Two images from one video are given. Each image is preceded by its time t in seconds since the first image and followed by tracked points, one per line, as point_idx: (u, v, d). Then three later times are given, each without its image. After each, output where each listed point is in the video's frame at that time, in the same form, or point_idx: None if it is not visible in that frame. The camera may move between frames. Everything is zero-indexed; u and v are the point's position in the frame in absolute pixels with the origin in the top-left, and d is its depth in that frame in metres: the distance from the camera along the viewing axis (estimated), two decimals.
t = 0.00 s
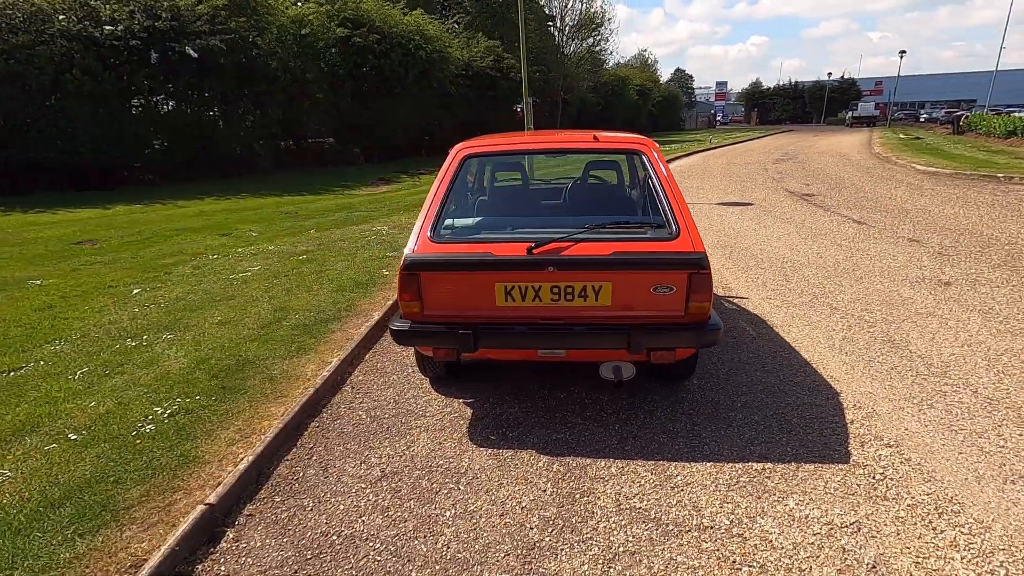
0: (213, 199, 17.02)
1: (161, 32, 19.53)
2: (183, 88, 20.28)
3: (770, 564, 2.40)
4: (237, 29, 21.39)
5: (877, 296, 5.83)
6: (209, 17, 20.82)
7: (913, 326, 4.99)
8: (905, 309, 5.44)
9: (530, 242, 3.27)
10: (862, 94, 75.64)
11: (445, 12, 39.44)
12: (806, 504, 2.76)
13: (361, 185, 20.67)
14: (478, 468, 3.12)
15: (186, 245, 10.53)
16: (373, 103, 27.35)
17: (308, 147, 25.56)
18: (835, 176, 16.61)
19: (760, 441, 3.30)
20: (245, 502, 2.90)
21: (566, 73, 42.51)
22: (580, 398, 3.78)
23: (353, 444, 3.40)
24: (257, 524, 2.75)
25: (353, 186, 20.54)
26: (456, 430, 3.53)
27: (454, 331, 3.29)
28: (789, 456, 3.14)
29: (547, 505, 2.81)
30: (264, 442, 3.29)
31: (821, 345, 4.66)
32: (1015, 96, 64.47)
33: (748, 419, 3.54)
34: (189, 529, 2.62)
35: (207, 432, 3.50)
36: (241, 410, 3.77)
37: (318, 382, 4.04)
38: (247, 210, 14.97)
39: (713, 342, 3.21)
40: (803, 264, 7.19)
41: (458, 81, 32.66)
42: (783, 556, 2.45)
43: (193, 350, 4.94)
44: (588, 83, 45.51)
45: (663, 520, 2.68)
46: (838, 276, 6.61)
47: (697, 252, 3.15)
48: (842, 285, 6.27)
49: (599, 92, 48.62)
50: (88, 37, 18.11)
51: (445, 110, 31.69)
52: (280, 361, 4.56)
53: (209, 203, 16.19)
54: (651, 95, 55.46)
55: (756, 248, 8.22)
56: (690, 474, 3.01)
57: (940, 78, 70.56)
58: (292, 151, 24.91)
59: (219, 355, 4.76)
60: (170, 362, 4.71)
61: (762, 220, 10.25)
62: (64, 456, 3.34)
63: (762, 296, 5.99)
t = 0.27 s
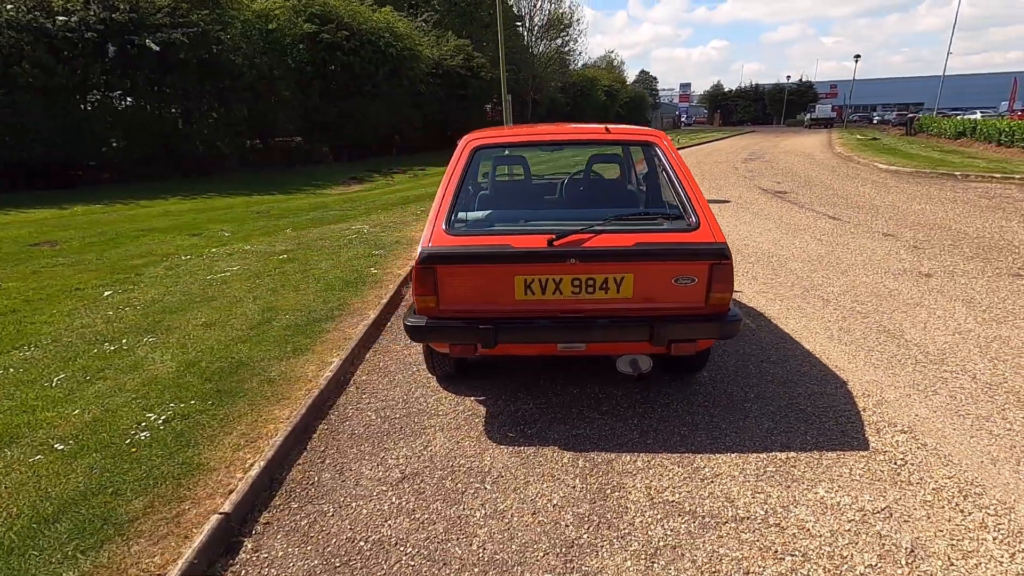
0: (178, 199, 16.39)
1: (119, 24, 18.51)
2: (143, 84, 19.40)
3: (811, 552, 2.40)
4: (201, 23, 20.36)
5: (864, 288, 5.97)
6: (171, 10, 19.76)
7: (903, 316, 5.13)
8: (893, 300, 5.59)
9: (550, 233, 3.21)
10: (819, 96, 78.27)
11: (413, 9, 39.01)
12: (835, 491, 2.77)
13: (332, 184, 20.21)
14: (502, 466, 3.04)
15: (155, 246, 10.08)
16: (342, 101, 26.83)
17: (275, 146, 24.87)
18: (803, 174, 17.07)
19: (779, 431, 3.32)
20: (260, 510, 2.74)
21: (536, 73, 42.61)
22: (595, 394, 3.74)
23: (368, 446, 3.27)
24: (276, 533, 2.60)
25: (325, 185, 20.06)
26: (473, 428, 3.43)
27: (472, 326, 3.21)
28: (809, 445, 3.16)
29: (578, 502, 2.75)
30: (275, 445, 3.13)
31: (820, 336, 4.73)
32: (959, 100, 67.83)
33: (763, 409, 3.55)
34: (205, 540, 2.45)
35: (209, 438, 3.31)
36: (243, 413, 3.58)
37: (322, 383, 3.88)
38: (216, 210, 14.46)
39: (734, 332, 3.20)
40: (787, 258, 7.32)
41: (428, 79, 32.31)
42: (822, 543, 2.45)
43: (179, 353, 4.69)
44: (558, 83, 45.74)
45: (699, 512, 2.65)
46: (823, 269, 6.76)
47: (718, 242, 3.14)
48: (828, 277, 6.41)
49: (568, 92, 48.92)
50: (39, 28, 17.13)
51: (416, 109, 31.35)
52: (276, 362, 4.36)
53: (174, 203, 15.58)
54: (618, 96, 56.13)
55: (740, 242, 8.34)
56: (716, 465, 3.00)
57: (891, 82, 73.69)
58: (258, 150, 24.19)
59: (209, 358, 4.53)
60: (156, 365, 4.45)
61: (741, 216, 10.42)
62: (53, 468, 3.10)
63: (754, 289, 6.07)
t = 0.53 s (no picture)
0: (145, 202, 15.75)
1: (78, 19, 17.64)
2: (105, 82, 18.58)
3: (854, 556, 2.38)
4: (166, 19, 19.58)
5: (856, 286, 6.07)
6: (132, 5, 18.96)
7: (899, 314, 5.23)
8: (885, 297, 5.69)
9: (572, 237, 3.14)
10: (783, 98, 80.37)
11: (385, 8, 38.51)
12: (866, 492, 2.77)
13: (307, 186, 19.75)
14: (528, 477, 2.95)
15: (125, 251, 9.64)
16: (314, 100, 26.29)
17: (245, 147, 24.19)
18: (777, 174, 17.44)
19: (799, 432, 3.31)
20: (279, 533, 2.58)
21: (509, 73, 42.58)
22: (612, 398, 3.68)
23: (385, 460, 3.13)
24: (300, 557, 2.45)
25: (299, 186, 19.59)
26: (491, 438, 3.33)
27: (492, 333, 3.11)
28: (833, 446, 3.17)
29: (613, 512, 2.68)
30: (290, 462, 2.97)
31: (822, 335, 4.78)
32: (915, 101, 70.46)
33: (781, 410, 3.55)
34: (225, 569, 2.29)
35: (214, 456, 3.12)
36: (247, 429, 3.39)
37: (329, 394, 3.72)
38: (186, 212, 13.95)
39: (757, 335, 3.18)
40: (777, 257, 7.41)
41: (401, 79, 31.93)
42: (863, 546, 2.43)
43: (169, 365, 4.45)
44: (531, 83, 45.79)
45: (736, 519, 2.61)
46: (813, 268, 6.86)
47: (741, 244, 3.11)
48: (820, 276, 6.50)
49: (541, 93, 49.02)
50: None
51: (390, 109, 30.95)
52: (275, 373, 4.17)
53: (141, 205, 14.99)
54: (590, 97, 56.50)
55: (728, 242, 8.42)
56: (744, 470, 2.97)
57: (851, 84, 76.13)
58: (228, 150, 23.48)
59: (201, 369, 4.31)
60: (145, 379, 4.21)
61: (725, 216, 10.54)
62: (44, 494, 2.87)
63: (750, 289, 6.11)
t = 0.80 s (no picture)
0: (107, 207, 15.05)
1: (29, 16, 16.69)
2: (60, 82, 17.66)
3: (894, 554, 2.42)
4: (124, 16, 18.69)
5: (844, 285, 6.25)
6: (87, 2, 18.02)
7: (889, 311, 5.40)
8: (873, 295, 5.87)
9: (596, 242, 3.10)
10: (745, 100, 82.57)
11: (351, 8, 37.91)
12: (892, 489, 2.83)
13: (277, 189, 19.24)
14: (560, 487, 2.91)
15: (92, 259, 9.19)
16: (281, 102, 25.67)
17: (210, 150, 23.42)
18: (747, 175, 17.88)
19: (818, 431, 3.37)
20: (312, 558, 2.46)
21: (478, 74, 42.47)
22: (631, 403, 3.67)
23: (410, 474, 3.05)
24: None
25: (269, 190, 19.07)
26: (515, 447, 3.27)
27: (518, 341, 3.05)
28: (852, 444, 3.23)
29: (652, 520, 2.66)
30: (313, 479, 2.85)
31: (820, 333, 4.90)
32: (869, 103, 73.34)
33: (797, 410, 3.60)
34: None
35: (228, 477, 2.97)
36: (260, 446, 3.25)
37: (341, 407, 3.60)
38: (154, 218, 13.41)
39: (779, 337, 3.21)
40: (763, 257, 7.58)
41: (371, 80, 31.48)
42: (901, 544, 2.48)
43: (162, 380, 4.24)
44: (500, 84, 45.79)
45: (774, 521, 2.62)
46: (799, 267, 7.04)
47: (762, 247, 3.14)
48: (807, 275, 6.67)
49: (510, 94, 49.08)
50: None
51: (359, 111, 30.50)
52: (279, 386, 4.01)
53: (103, 211, 14.35)
54: (559, 98, 56.87)
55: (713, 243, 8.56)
56: (772, 471, 2.99)
57: (808, 87, 78.74)
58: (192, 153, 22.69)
59: (198, 384, 4.11)
60: (139, 396, 3.99)
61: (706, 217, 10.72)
62: (46, 524, 2.68)
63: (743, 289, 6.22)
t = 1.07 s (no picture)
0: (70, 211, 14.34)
1: None
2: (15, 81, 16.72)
3: (943, 538, 2.47)
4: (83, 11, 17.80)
5: (836, 279, 6.42)
6: None
7: (882, 304, 5.57)
8: (865, 288, 6.06)
9: (632, 238, 3.10)
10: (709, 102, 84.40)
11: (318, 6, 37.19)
12: (926, 475, 2.90)
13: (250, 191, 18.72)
14: (602, 485, 2.88)
15: (62, 265, 8.74)
16: (250, 102, 24.99)
17: (176, 151, 22.61)
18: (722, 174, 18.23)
19: (843, 421, 3.44)
20: (364, 569, 2.37)
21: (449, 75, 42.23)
22: (656, 399, 3.68)
23: (448, 476, 2.98)
24: None
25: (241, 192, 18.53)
26: (549, 445, 3.24)
27: (556, 339, 3.01)
28: (878, 433, 3.31)
29: (701, 515, 2.65)
30: (353, 485, 2.77)
31: (823, 326, 5.01)
32: (826, 105, 75.95)
33: (820, 402, 3.67)
34: None
35: (260, 486, 2.85)
36: (288, 454, 3.13)
37: (366, 411, 3.50)
38: (122, 221, 12.86)
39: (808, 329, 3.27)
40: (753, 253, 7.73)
41: (341, 80, 30.94)
42: (945, 528, 2.54)
43: (166, 388, 4.04)
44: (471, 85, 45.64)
45: (821, 511, 2.66)
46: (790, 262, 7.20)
47: (791, 241, 3.19)
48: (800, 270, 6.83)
49: (481, 95, 48.97)
50: None
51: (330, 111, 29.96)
52: (295, 392, 3.87)
53: (66, 214, 13.70)
54: (529, 99, 57.04)
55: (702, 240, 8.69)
56: (809, 462, 3.03)
57: (770, 89, 80.98)
58: (157, 155, 21.85)
59: (207, 392, 3.93)
60: (144, 406, 3.80)
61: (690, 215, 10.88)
62: (68, 545, 2.52)
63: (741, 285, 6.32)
